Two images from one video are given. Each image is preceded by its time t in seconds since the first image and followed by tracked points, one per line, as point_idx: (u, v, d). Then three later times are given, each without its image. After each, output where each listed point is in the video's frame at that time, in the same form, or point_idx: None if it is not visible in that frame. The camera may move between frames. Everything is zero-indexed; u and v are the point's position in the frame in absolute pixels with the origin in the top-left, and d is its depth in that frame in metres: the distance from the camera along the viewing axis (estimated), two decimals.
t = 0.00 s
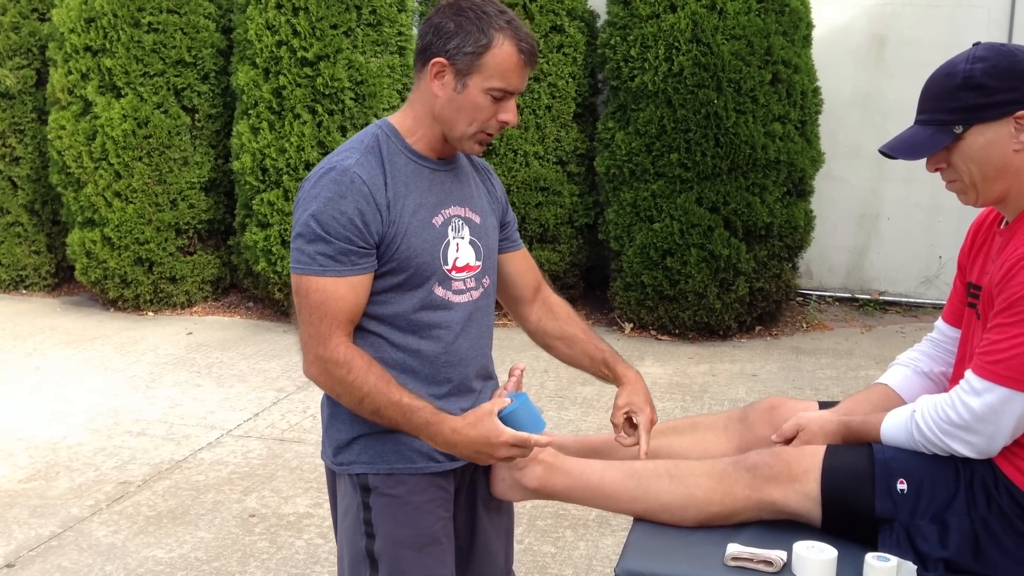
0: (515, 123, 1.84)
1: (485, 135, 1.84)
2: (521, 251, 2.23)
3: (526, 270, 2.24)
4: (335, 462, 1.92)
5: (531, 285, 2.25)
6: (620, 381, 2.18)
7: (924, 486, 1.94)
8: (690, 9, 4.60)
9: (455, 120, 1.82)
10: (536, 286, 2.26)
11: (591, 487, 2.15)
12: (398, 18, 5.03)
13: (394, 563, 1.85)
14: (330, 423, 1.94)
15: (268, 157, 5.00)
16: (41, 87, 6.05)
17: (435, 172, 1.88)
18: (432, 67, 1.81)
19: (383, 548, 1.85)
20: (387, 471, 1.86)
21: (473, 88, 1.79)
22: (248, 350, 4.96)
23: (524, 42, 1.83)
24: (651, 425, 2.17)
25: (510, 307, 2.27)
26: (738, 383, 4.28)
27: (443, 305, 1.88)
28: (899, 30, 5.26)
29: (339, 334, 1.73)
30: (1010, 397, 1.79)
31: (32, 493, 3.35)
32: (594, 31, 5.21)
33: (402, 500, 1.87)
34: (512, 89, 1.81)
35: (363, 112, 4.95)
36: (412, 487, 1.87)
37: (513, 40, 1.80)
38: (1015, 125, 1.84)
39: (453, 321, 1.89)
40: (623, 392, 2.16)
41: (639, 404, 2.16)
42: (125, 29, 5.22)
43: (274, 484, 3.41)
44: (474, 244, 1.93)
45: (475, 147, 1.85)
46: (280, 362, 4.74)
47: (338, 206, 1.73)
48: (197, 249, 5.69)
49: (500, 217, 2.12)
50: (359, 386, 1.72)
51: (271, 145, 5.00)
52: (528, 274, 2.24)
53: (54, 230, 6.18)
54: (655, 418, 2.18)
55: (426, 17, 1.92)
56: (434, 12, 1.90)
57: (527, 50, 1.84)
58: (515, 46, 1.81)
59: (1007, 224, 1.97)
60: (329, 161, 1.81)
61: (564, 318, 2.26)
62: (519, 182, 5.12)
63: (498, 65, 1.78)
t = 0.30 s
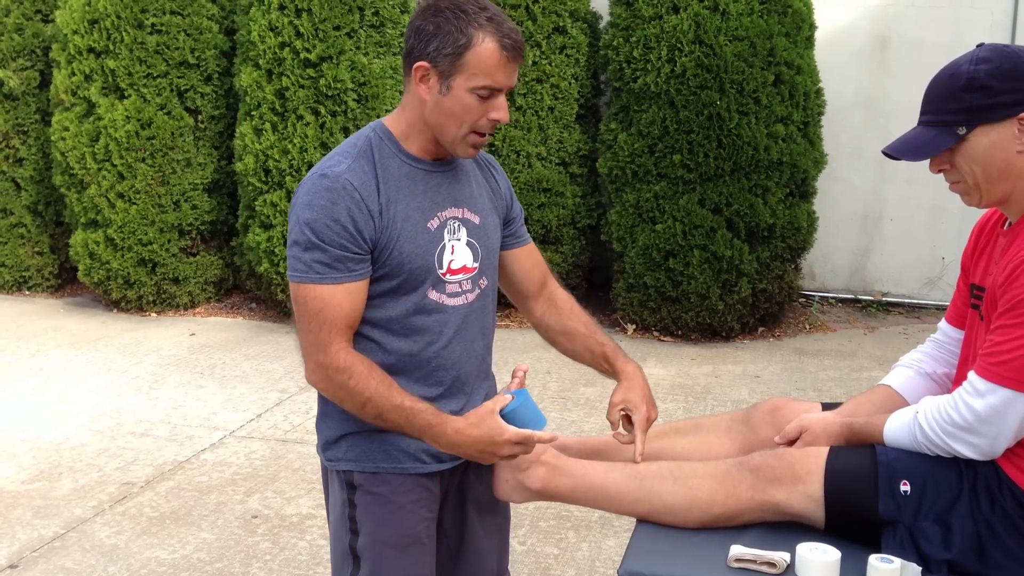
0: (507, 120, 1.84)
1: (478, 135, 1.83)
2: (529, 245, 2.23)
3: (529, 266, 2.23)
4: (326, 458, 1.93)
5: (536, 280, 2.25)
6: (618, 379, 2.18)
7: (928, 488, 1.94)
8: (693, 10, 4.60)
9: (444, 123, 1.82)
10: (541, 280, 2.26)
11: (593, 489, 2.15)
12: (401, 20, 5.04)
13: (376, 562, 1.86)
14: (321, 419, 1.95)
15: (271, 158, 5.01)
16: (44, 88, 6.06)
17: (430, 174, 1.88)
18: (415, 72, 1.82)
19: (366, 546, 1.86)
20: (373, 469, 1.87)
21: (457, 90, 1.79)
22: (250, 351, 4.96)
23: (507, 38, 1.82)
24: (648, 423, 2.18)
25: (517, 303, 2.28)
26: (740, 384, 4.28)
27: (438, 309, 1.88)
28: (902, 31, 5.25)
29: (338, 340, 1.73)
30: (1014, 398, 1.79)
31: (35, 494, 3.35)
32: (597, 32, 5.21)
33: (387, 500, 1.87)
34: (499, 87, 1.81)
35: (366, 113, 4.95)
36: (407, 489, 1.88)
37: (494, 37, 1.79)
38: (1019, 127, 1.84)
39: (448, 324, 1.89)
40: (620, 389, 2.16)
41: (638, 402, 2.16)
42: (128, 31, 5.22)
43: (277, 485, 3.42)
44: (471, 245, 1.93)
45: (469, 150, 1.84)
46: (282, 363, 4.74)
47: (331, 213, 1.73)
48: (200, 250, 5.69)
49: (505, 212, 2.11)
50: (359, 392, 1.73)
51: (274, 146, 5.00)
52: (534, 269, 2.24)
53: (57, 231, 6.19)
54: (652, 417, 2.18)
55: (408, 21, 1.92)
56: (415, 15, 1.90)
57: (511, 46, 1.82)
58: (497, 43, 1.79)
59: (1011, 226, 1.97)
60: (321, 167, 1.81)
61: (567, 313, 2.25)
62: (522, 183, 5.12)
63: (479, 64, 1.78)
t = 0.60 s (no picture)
0: (486, 129, 1.83)
1: (458, 145, 1.83)
2: (538, 233, 2.24)
3: (538, 256, 2.22)
4: (328, 463, 1.93)
5: (545, 272, 2.25)
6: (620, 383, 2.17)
7: (930, 491, 1.94)
8: (695, 12, 4.60)
9: (422, 135, 1.81)
10: (550, 272, 2.25)
11: (595, 491, 2.15)
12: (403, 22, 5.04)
13: (378, 566, 1.88)
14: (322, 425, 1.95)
15: (273, 160, 5.01)
16: (47, 90, 6.06)
17: (417, 183, 1.87)
18: (389, 87, 1.82)
19: (367, 551, 1.88)
20: (375, 475, 1.86)
21: (431, 103, 1.79)
22: (253, 352, 4.96)
23: (479, 46, 1.80)
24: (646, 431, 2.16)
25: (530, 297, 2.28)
26: (742, 387, 4.28)
27: (432, 318, 1.88)
28: (905, 32, 5.25)
29: (311, 360, 1.74)
30: (1017, 401, 1.78)
31: (37, 496, 3.36)
32: (599, 34, 5.22)
33: (390, 505, 1.88)
34: (474, 97, 1.80)
35: (368, 114, 4.94)
36: (407, 494, 1.88)
37: (465, 46, 1.78)
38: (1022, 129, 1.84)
39: (443, 333, 1.90)
40: (616, 399, 2.16)
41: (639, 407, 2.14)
42: (131, 33, 5.23)
43: (279, 487, 3.41)
44: (466, 250, 1.92)
45: (449, 159, 1.84)
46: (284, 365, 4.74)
47: (307, 235, 1.74)
48: (203, 252, 5.70)
49: (502, 207, 2.11)
50: (331, 412, 1.73)
51: (276, 148, 5.01)
52: (541, 259, 2.23)
53: (59, 233, 6.20)
54: (649, 426, 2.17)
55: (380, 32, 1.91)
56: (386, 25, 1.89)
57: (484, 55, 1.80)
58: (469, 53, 1.78)
59: (1014, 228, 1.97)
60: (304, 184, 1.82)
61: (575, 306, 2.23)
62: (524, 185, 5.11)
63: (451, 76, 1.77)
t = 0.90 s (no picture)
0: (484, 131, 1.83)
1: (456, 147, 1.83)
2: (535, 241, 2.21)
3: (536, 265, 2.22)
4: (334, 469, 1.93)
5: (541, 280, 2.24)
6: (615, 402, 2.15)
7: (932, 494, 1.93)
8: (697, 14, 4.60)
9: (420, 138, 1.81)
10: (546, 280, 2.25)
11: (597, 494, 2.16)
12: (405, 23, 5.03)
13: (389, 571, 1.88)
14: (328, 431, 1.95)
15: (275, 160, 5.01)
16: (49, 90, 6.07)
17: (416, 185, 1.87)
18: (387, 90, 1.82)
19: (376, 558, 1.88)
20: (382, 480, 1.86)
21: (428, 106, 1.79)
22: (254, 353, 4.96)
23: (476, 48, 1.80)
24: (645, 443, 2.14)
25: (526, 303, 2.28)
26: (743, 388, 4.27)
27: (433, 321, 1.88)
28: (907, 35, 5.24)
29: (307, 365, 1.74)
30: (1019, 405, 1.78)
31: (38, 496, 3.35)
32: (601, 36, 5.22)
33: (397, 511, 1.87)
34: (472, 99, 1.80)
35: (370, 115, 4.94)
36: (407, 497, 1.88)
37: (462, 48, 1.78)
38: None
39: (444, 337, 1.89)
40: (616, 410, 2.14)
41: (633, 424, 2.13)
42: (133, 34, 5.24)
43: (279, 488, 3.41)
44: (466, 252, 1.92)
45: (448, 161, 1.84)
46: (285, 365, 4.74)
47: (304, 239, 1.74)
48: (204, 253, 5.70)
49: (502, 210, 2.10)
50: (326, 418, 1.73)
51: (278, 148, 5.01)
52: (538, 267, 2.22)
53: (61, 233, 6.20)
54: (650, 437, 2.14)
55: (375, 36, 1.91)
56: (382, 28, 1.89)
57: (481, 57, 1.80)
58: (465, 55, 1.78)
59: (1018, 231, 1.96)
60: (302, 188, 1.82)
61: (571, 317, 2.22)
62: (526, 186, 5.11)
63: (448, 79, 1.77)
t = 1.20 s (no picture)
0: (504, 123, 1.85)
1: (475, 139, 1.84)
2: (523, 256, 2.21)
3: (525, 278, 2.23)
4: (340, 471, 1.93)
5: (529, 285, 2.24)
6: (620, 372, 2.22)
7: (935, 497, 1.93)
8: (700, 16, 4.59)
9: (441, 128, 1.82)
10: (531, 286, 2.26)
11: (600, 496, 2.15)
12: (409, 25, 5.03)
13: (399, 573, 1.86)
14: (335, 431, 1.94)
15: (278, 162, 5.02)
16: (53, 92, 6.08)
17: (433, 180, 1.88)
18: (409, 79, 1.83)
19: (385, 559, 1.86)
20: (391, 481, 1.87)
21: (451, 96, 1.80)
22: (257, 355, 4.96)
23: (500, 41, 1.82)
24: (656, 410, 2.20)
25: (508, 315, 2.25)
26: (746, 391, 4.27)
27: (449, 315, 1.88)
28: (910, 37, 5.24)
29: (365, 350, 1.73)
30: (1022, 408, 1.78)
31: (41, 497, 3.36)
32: (604, 38, 5.22)
33: (407, 511, 1.88)
34: (494, 90, 1.82)
35: (373, 118, 4.95)
36: (413, 498, 1.88)
37: (486, 40, 1.80)
38: None
39: (458, 331, 1.89)
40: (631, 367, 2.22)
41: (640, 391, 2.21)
42: (137, 35, 5.25)
43: (282, 490, 3.41)
44: (478, 250, 1.93)
45: (467, 152, 1.85)
46: (288, 367, 4.74)
47: (338, 224, 1.73)
48: (207, 254, 5.71)
49: (506, 217, 2.12)
50: (396, 401, 1.74)
51: (281, 150, 5.01)
52: (528, 280, 2.23)
53: (64, 235, 6.21)
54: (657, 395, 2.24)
55: (402, 27, 1.93)
56: (407, 21, 1.91)
57: (504, 50, 1.83)
58: (490, 47, 1.80)
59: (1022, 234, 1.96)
60: (324, 178, 1.81)
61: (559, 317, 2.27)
62: (529, 189, 5.12)
63: (472, 69, 1.79)
